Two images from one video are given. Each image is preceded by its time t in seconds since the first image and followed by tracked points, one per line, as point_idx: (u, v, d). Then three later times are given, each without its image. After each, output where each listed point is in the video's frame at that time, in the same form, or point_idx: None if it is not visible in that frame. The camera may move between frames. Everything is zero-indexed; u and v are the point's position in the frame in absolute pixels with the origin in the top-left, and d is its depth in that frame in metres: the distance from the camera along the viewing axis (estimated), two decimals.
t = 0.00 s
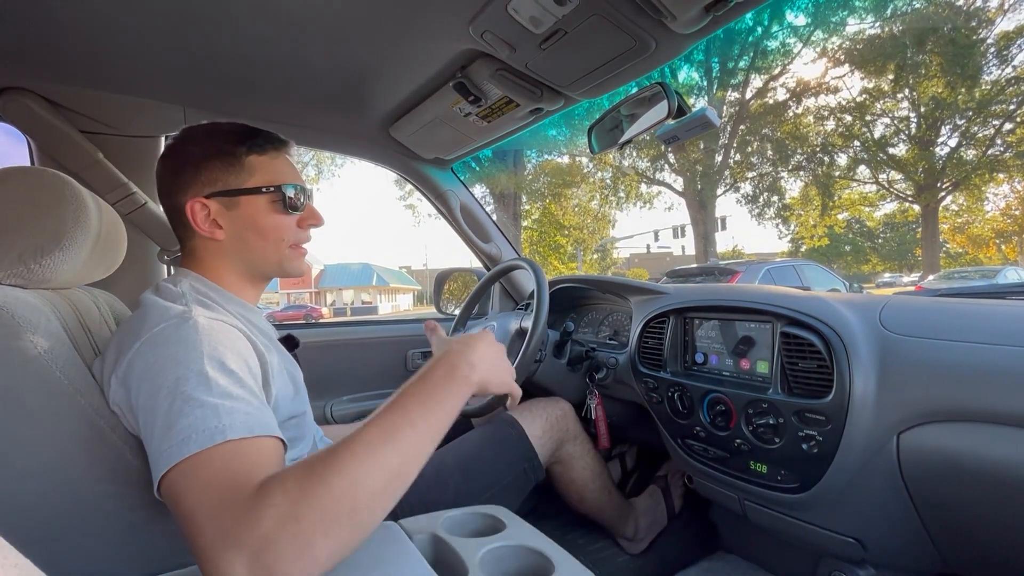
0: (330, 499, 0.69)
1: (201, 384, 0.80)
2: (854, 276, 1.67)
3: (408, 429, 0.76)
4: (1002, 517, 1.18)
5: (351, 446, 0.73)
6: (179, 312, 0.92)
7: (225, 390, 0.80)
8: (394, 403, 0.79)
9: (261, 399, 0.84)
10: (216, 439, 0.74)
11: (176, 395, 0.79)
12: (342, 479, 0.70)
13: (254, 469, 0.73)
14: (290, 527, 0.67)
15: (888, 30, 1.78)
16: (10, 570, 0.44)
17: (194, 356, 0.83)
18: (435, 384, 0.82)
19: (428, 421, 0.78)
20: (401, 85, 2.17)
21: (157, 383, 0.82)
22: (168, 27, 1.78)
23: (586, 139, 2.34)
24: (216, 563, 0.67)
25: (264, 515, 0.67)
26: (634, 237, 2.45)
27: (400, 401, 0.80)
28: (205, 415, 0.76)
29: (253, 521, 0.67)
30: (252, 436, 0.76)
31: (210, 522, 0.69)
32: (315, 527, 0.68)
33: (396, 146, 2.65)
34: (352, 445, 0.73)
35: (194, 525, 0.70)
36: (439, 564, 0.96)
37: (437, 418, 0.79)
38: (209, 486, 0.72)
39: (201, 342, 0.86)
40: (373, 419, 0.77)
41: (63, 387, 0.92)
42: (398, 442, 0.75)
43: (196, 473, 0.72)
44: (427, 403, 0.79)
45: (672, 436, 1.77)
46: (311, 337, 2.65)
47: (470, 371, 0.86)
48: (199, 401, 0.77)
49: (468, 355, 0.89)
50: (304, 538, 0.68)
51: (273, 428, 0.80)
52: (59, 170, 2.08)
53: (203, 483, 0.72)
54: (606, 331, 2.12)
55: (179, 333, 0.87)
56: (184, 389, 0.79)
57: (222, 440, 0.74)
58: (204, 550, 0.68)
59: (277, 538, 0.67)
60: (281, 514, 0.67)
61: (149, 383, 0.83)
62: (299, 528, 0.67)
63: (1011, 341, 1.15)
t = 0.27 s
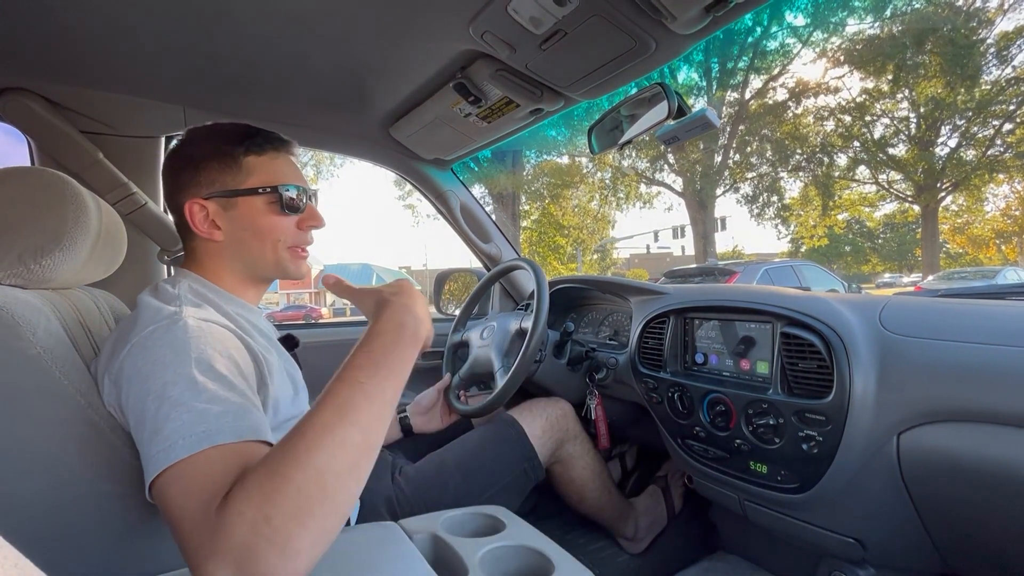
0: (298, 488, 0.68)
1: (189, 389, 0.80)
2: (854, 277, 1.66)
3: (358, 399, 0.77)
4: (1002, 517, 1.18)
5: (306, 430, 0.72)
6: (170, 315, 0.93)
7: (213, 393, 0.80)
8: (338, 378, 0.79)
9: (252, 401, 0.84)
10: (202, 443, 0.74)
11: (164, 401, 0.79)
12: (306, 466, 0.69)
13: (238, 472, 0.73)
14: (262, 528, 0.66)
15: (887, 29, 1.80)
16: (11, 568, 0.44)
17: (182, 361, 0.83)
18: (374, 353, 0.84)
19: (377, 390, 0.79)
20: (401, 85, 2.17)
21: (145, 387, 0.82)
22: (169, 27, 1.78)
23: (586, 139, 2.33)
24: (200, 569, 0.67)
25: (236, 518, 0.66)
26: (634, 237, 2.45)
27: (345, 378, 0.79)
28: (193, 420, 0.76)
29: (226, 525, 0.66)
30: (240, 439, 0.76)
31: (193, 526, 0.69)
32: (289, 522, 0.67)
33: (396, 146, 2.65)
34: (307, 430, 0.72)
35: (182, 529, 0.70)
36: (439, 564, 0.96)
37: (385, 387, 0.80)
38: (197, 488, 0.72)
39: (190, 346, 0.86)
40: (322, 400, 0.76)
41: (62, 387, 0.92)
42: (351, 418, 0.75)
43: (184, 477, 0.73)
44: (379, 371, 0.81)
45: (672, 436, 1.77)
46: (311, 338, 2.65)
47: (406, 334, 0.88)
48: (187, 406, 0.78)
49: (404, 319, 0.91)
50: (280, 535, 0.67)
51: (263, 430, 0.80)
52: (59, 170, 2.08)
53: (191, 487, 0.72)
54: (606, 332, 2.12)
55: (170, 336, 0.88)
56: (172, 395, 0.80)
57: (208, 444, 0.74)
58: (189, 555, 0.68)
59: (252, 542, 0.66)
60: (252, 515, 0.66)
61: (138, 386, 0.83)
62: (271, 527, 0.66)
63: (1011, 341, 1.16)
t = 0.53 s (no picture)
0: (326, 500, 0.69)
1: (199, 391, 0.80)
2: (854, 276, 1.67)
3: (400, 425, 0.77)
4: (1002, 517, 1.18)
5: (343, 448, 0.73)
6: (177, 317, 0.92)
7: (224, 395, 0.80)
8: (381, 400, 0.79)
9: (261, 402, 0.84)
10: (215, 444, 0.74)
11: (173, 403, 0.79)
12: (337, 480, 0.71)
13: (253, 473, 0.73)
14: (284, 532, 0.67)
15: (887, 29, 1.80)
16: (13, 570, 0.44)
17: (192, 362, 0.83)
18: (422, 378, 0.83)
19: (418, 415, 0.79)
20: (401, 85, 2.17)
21: (154, 389, 0.81)
22: (168, 27, 1.78)
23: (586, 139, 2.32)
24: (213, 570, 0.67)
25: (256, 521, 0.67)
26: (634, 237, 2.46)
27: (387, 399, 0.80)
28: (205, 422, 0.76)
29: (245, 528, 0.66)
30: (252, 441, 0.77)
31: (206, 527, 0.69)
32: (312, 528, 0.68)
33: (396, 145, 2.65)
34: (345, 447, 0.73)
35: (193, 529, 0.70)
36: (439, 565, 0.96)
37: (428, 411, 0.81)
38: (209, 488, 0.72)
39: (198, 347, 0.86)
40: (364, 420, 0.77)
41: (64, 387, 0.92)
42: (391, 440, 0.76)
43: (197, 479, 0.72)
44: (426, 393, 0.82)
45: (672, 436, 1.77)
46: (311, 338, 2.65)
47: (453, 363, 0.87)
48: (197, 408, 0.77)
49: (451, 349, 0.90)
50: (302, 539, 0.68)
51: (273, 430, 0.80)
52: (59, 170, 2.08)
53: (204, 487, 0.72)
54: (605, 331, 2.12)
55: (177, 337, 0.87)
56: (182, 397, 0.79)
57: (221, 445, 0.74)
58: (202, 555, 0.68)
59: (271, 545, 0.66)
60: (274, 520, 0.67)
61: (147, 388, 0.83)
62: (293, 532, 0.67)
63: (1011, 341, 1.16)
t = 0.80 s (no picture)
0: (269, 489, 0.68)
1: (183, 393, 0.80)
2: (854, 277, 1.66)
3: (315, 388, 0.75)
4: (1002, 517, 1.18)
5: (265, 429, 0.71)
6: (164, 319, 0.93)
7: (209, 398, 0.81)
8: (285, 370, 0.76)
9: (247, 399, 0.85)
10: (200, 447, 0.76)
11: (158, 407, 0.79)
12: (276, 467, 0.69)
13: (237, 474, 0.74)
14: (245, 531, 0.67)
15: (886, 30, 1.81)
16: (12, 569, 0.44)
17: (177, 365, 0.84)
18: (319, 332, 0.80)
19: (330, 371, 0.77)
20: (401, 85, 2.17)
21: (139, 393, 0.82)
22: (169, 27, 1.78)
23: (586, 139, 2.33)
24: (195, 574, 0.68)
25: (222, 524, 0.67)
26: (634, 237, 2.45)
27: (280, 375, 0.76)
28: (191, 426, 0.77)
29: (209, 534, 0.67)
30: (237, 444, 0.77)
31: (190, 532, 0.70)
32: (264, 524, 0.67)
33: (396, 146, 2.66)
34: (266, 430, 0.71)
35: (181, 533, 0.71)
36: (439, 564, 0.95)
37: (338, 366, 0.78)
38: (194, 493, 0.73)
39: (181, 348, 0.86)
40: (275, 398, 0.74)
41: (63, 387, 0.92)
42: (310, 410, 0.74)
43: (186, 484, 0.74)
44: (315, 354, 0.78)
45: (672, 436, 1.77)
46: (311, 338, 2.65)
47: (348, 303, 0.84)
48: (182, 411, 0.78)
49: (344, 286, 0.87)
50: (264, 538, 0.67)
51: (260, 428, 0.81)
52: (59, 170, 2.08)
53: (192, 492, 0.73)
54: (606, 332, 2.12)
55: (162, 340, 0.88)
56: (166, 400, 0.80)
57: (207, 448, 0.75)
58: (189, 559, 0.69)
59: (236, 548, 0.66)
60: (230, 521, 0.67)
61: (134, 392, 0.83)
62: (250, 530, 0.67)
63: (1011, 341, 1.15)
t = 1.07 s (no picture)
0: (223, 502, 0.69)
1: (169, 401, 0.82)
2: (854, 276, 1.67)
3: (246, 393, 0.73)
4: (1002, 517, 1.18)
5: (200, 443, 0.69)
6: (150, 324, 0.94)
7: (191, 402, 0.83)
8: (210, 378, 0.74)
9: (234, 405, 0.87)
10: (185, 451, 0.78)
11: (144, 414, 0.81)
12: (225, 480, 0.69)
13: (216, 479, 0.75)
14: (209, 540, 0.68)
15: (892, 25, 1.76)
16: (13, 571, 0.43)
17: (158, 371, 0.86)
18: (236, 329, 0.76)
19: (257, 372, 0.75)
20: (400, 85, 2.17)
21: (126, 401, 0.84)
22: (169, 27, 1.78)
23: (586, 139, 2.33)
24: None
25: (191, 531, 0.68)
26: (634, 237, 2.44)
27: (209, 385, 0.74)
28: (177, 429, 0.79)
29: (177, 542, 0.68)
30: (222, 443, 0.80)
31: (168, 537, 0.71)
32: (222, 535, 0.68)
33: (395, 145, 2.66)
34: (204, 445, 0.70)
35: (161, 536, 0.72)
36: (439, 565, 0.95)
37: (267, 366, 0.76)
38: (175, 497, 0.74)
39: (166, 356, 0.88)
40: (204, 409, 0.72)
41: (63, 387, 0.92)
42: (245, 418, 0.72)
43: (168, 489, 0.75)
44: (241, 357, 0.75)
45: (672, 436, 1.77)
46: (312, 338, 2.65)
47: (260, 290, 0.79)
48: (169, 418, 0.80)
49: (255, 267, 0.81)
50: (225, 548, 0.68)
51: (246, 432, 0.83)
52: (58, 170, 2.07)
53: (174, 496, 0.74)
54: (606, 331, 2.12)
55: (146, 345, 0.89)
56: (153, 407, 0.82)
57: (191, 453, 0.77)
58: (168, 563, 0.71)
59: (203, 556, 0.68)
60: (193, 531, 0.68)
61: (118, 400, 0.85)
62: (213, 540, 0.68)
63: (1011, 341, 1.16)
